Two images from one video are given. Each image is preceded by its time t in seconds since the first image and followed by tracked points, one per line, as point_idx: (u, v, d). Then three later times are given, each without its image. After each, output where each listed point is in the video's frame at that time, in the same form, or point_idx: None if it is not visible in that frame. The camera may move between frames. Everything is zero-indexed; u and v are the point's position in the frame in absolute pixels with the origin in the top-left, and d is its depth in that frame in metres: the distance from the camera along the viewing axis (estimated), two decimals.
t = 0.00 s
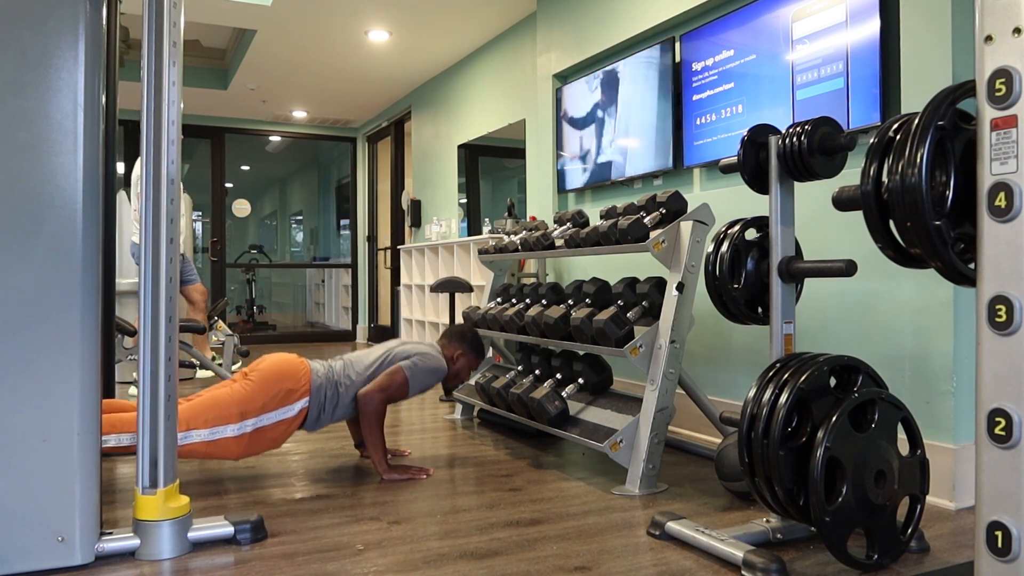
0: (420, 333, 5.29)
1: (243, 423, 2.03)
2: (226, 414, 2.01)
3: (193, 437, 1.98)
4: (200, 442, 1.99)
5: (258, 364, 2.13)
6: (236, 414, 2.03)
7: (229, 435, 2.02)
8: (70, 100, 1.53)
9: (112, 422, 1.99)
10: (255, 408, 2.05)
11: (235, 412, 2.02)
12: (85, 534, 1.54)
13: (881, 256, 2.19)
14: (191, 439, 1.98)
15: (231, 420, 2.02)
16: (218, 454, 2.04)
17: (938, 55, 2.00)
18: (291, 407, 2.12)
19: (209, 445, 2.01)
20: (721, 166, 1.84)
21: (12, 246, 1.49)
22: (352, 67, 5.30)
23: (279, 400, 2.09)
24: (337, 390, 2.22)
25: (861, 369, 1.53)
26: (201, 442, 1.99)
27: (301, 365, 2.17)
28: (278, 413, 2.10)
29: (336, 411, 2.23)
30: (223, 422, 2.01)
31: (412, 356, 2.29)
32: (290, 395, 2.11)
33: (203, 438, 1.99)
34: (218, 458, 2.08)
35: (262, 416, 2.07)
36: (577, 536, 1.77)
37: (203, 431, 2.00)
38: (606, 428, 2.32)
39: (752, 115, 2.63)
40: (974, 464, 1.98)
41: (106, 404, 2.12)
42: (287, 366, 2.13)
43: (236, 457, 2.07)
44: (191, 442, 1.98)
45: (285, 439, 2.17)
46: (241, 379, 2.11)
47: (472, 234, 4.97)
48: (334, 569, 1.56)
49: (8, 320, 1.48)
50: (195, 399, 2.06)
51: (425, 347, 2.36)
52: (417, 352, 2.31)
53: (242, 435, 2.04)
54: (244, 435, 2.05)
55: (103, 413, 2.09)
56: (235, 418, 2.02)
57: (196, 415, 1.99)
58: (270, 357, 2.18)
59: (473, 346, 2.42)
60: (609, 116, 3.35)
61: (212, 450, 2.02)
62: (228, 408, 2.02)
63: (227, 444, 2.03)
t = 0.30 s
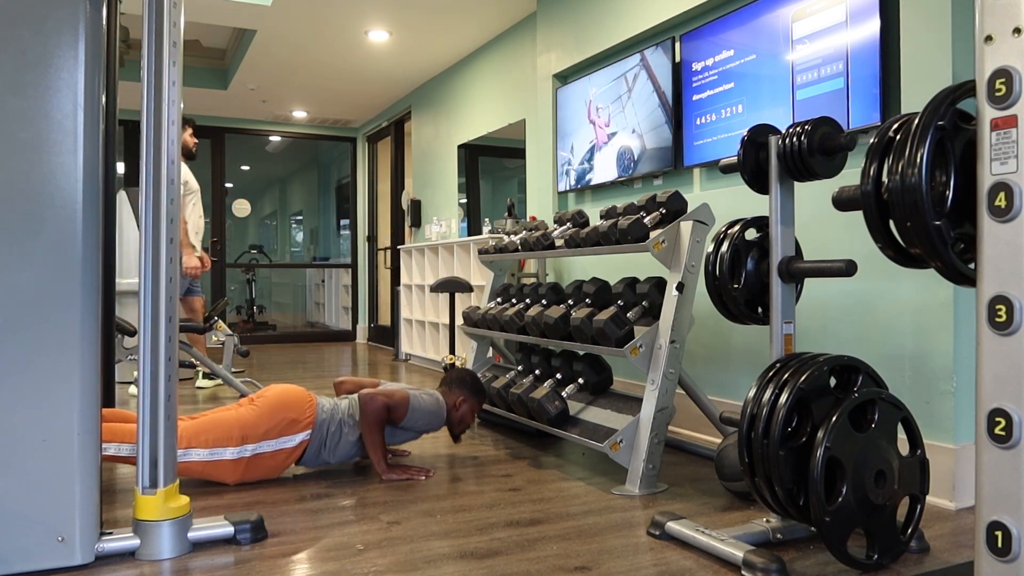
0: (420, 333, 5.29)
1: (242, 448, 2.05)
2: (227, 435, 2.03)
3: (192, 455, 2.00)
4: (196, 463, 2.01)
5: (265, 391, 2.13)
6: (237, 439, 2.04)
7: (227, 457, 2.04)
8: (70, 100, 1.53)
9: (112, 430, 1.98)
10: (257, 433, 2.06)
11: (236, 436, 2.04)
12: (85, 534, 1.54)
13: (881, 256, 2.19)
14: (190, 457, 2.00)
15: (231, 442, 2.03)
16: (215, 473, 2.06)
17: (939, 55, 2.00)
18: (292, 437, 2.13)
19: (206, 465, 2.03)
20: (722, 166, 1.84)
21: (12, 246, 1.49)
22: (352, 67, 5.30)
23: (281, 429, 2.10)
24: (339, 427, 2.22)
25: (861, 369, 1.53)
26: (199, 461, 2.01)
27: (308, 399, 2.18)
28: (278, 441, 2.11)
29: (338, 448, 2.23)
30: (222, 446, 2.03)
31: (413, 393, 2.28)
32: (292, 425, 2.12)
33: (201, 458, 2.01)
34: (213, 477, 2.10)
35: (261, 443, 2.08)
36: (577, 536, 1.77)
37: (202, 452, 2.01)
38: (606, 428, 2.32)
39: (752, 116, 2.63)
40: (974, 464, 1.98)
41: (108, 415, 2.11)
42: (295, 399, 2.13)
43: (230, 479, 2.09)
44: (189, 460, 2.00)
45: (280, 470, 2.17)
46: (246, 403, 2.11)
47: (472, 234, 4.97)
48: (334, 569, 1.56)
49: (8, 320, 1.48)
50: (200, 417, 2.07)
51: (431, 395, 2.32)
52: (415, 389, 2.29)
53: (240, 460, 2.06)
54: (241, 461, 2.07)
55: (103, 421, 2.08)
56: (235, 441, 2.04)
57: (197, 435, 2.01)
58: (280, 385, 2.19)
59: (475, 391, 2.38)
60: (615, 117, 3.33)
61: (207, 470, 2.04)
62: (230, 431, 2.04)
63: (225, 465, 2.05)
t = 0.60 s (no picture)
0: (420, 333, 5.29)
1: (244, 451, 2.05)
2: (229, 438, 2.03)
3: (193, 455, 1.99)
4: (197, 464, 2.01)
5: (267, 393, 2.13)
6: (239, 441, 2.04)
7: (228, 458, 2.04)
8: (70, 100, 1.53)
9: (112, 430, 1.98)
10: (259, 436, 2.06)
11: (239, 438, 2.04)
12: (85, 534, 1.54)
13: (881, 256, 2.19)
14: (190, 458, 2.00)
15: (233, 445, 2.04)
16: (215, 473, 2.06)
17: (939, 55, 2.00)
18: (294, 440, 2.14)
19: (206, 466, 2.03)
20: (722, 166, 1.84)
21: (11, 246, 1.49)
22: (352, 67, 5.29)
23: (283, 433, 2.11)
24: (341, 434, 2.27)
25: (861, 369, 1.53)
26: (199, 461, 2.01)
27: (310, 402, 2.18)
28: (279, 444, 2.11)
29: (342, 454, 2.29)
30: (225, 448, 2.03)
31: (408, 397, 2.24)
32: (294, 428, 2.13)
33: (202, 458, 2.00)
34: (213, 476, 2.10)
35: (263, 446, 2.09)
36: (577, 536, 1.77)
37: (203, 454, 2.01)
38: (606, 428, 2.32)
39: (752, 115, 2.63)
40: (974, 464, 1.98)
41: (109, 415, 2.11)
42: (298, 403, 2.13)
43: (230, 479, 2.10)
44: (189, 460, 1.99)
45: (281, 472, 2.19)
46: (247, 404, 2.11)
47: (472, 234, 4.97)
48: (334, 569, 1.56)
49: (8, 320, 1.48)
50: (200, 417, 2.06)
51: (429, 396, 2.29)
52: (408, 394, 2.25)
53: (241, 461, 2.06)
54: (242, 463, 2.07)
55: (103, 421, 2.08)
56: (237, 443, 2.04)
57: (199, 436, 2.00)
58: (283, 386, 2.18)
59: (473, 386, 2.32)
60: (627, 117, 3.25)
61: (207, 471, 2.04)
62: (232, 432, 2.04)
63: (226, 466, 2.05)
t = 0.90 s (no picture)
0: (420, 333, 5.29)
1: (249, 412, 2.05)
2: (231, 404, 2.03)
3: (200, 428, 2.00)
4: (206, 432, 2.01)
5: (263, 355, 2.14)
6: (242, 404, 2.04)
7: (235, 425, 2.04)
8: (70, 100, 1.53)
9: (116, 415, 1.99)
10: (261, 398, 2.06)
11: (241, 402, 2.04)
12: (85, 534, 1.54)
13: (881, 256, 2.19)
14: (197, 430, 2.00)
15: (236, 410, 2.03)
16: (227, 443, 2.06)
17: (938, 55, 2.00)
18: (298, 397, 2.14)
19: (215, 435, 2.03)
20: (721, 166, 1.84)
21: (12, 247, 1.49)
22: (352, 67, 5.30)
23: (286, 390, 2.11)
24: (343, 383, 2.22)
25: (861, 369, 1.53)
26: (207, 432, 2.01)
27: (305, 357, 2.18)
28: (285, 403, 2.11)
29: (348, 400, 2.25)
30: (229, 412, 2.03)
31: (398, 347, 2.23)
32: (296, 385, 2.13)
33: (209, 428, 2.01)
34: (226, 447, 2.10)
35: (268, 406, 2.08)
36: (577, 536, 1.77)
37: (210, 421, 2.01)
38: (606, 428, 2.32)
39: (752, 116, 2.63)
40: (974, 464, 1.98)
41: (107, 399, 2.12)
42: (292, 358, 2.14)
43: (243, 446, 2.10)
44: (197, 432, 2.00)
45: (293, 430, 2.19)
46: (245, 370, 2.12)
47: (472, 234, 4.97)
48: (334, 569, 1.56)
49: (8, 320, 1.48)
50: (201, 389, 2.07)
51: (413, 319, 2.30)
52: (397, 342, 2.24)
53: (248, 426, 2.06)
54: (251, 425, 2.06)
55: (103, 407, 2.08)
56: (241, 408, 2.04)
57: (202, 406, 2.01)
58: (277, 347, 2.18)
59: (453, 289, 2.36)
60: (626, 116, 3.26)
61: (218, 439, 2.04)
62: (234, 399, 2.04)
63: (234, 434, 2.05)
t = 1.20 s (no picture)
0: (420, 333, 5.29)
1: (249, 423, 2.04)
2: (232, 413, 2.02)
3: (199, 436, 1.99)
4: (204, 441, 2.00)
5: (266, 365, 2.13)
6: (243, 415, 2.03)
7: (234, 435, 2.03)
8: (70, 100, 1.53)
9: (115, 419, 1.99)
10: (262, 408, 2.05)
11: (242, 412, 2.03)
12: (85, 534, 1.54)
13: (881, 256, 2.19)
14: (196, 438, 1.99)
15: (237, 419, 2.02)
16: (224, 453, 2.05)
17: (939, 55, 2.00)
18: (298, 410, 2.13)
19: (214, 445, 2.02)
20: (721, 166, 1.84)
21: (12, 247, 1.49)
22: (352, 67, 5.30)
23: (287, 403, 2.10)
24: (343, 396, 2.24)
25: (861, 369, 1.53)
26: (206, 441, 2.00)
27: (306, 369, 2.17)
28: (285, 415, 2.10)
29: (346, 414, 2.26)
30: (229, 422, 2.02)
31: (403, 356, 2.25)
32: (297, 396, 2.12)
33: (208, 437, 2.00)
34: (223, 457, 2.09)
35: (268, 418, 2.07)
36: (577, 536, 1.77)
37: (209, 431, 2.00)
38: (606, 428, 2.32)
39: (752, 115, 2.63)
40: (974, 464, 1.98)
41: (106, 405, 2.12)
42: (295, 369, 2.13)
43: (241, 457, 2.08)
44: (195, 441, 1.99)
45: (290, 442, 2.18)
46: (247, 379, 2.11)
47: (472, 234, 4.97)
48: (334, 569, 1.56)
49: (7, 320, 1.48)
50: (201, 398, 2.06)
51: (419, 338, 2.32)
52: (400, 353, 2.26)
53: (248, 435, 2.05)
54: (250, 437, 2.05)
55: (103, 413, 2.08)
56: (241, 418, 2.03)
57: (202, 415, 2.00)
58: (279, 357, 2.18)
59: (457, 312, 2.39)
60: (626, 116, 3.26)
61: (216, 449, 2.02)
62: (234, 409, 2.03)
63: (233, 443, 2.04)
